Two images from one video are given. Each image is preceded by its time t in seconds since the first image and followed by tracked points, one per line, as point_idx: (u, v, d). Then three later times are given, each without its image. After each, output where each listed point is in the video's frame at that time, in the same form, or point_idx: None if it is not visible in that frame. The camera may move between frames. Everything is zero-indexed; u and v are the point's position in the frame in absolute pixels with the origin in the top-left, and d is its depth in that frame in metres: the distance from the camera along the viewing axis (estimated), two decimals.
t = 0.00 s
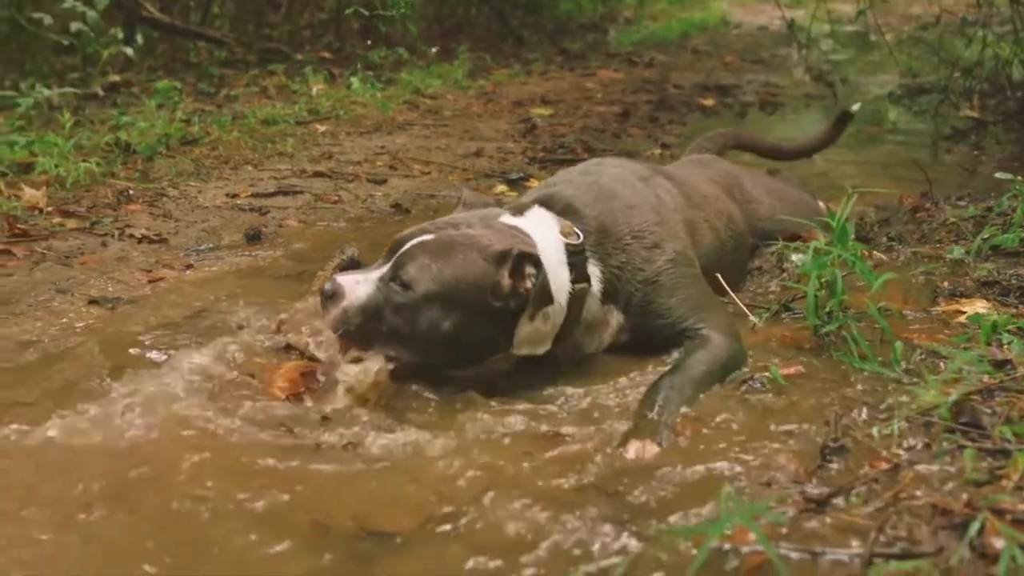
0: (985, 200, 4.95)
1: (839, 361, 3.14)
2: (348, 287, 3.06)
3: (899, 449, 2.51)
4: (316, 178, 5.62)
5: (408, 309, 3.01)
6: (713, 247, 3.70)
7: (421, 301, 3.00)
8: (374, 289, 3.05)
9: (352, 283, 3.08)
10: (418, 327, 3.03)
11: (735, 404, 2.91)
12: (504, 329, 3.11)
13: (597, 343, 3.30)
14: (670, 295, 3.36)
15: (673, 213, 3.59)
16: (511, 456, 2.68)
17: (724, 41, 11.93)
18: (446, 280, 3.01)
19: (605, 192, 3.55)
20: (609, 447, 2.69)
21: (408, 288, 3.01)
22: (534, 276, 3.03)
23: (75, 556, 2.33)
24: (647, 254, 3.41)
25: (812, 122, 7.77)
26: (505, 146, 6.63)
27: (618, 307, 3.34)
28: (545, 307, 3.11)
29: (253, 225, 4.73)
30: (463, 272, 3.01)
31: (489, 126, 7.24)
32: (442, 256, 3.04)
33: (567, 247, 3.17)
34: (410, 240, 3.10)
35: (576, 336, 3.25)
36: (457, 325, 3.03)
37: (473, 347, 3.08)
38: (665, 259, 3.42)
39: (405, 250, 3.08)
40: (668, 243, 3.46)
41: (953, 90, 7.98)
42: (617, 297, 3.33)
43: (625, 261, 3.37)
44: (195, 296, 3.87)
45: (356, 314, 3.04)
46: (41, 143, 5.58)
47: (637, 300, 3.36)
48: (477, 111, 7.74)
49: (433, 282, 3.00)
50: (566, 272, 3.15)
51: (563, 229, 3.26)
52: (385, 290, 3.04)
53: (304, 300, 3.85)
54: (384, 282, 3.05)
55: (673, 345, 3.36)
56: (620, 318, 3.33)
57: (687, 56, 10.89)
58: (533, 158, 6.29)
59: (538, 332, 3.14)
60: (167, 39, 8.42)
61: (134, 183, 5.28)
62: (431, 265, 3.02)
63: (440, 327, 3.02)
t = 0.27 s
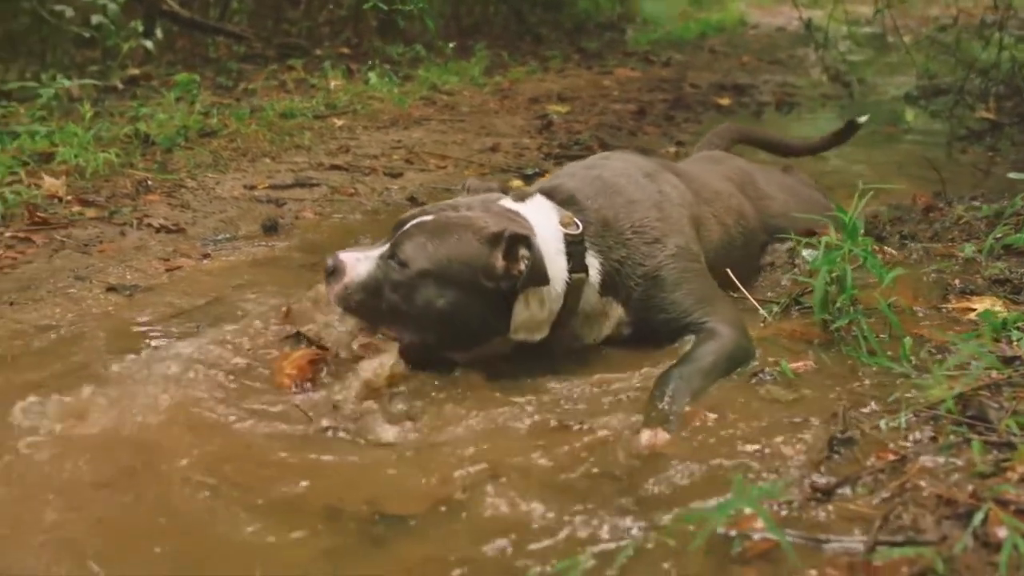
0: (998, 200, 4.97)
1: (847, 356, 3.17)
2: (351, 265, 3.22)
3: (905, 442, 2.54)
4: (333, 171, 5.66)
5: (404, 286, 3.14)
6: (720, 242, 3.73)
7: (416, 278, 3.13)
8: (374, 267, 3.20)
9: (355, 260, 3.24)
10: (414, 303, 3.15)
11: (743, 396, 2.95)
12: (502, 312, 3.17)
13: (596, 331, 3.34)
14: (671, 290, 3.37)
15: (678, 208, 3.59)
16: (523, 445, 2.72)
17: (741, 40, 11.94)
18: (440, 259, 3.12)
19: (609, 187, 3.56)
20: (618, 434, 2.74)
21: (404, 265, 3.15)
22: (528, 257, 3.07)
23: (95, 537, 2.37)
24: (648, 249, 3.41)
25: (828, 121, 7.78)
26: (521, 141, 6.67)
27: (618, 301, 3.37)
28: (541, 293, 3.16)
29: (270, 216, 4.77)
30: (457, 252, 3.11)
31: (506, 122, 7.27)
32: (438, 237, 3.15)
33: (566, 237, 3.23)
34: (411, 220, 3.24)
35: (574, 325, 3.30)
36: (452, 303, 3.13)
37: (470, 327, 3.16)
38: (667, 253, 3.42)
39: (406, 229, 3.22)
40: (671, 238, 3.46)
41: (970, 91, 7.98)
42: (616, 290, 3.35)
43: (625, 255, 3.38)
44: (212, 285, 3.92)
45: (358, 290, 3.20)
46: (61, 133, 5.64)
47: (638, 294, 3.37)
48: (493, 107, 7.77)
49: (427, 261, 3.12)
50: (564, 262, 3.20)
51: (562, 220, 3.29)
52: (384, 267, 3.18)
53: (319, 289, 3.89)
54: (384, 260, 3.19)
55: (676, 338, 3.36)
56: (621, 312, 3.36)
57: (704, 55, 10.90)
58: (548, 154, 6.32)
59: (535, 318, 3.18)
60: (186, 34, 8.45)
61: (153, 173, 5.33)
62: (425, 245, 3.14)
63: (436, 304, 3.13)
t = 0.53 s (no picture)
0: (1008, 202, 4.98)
1: (853, 353, 3.19)
2: (352, 247, 3.35)
3: (909, 437, 2.56)
4: (344, 166, 5.69)
5: (401, 268, 3.25)
6: (726, 239, 3.75)
7: (412, 261, 3.24)
8: (374, 249, 3.32)
9: (357, 241, 3.37)
10: (411, 285, 3.26)
11: (748, 392, 2.98)
12: (497, 296, 3.28)
13: (591, 326, 3.41)
14: (669, 286, 3.40)
15: (679, 204, 3.61)
16: (531, 436, 2.76)
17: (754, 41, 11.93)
18: (436, 242, 3.22)
19: (610, 182, 3.59)
20: (623, 425, 2.77)
21: (401, 248, 3.26)
22: (522, 243, 3.15)
23: (107, 524, 2.41)
24: (647, 245, 3.44)
25: (839, 123, 7.78)
26: (532, 140, 6.69)
27: (616, 296, 3.41)
28: (539, 282, 3.25)
29: (282, 210, 4.80)
30: (453, 236, 3.22)
31: (517, 121, 7.30)
32: (435, 220, 3.26)
33: (563, 227, 3.31)
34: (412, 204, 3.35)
35: (570, 317, 3.37)
36: (447, 284, 3.24)
37: (465, 308, 3.27)
38: (665, 249, 3.45)
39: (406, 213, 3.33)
40: (670, 233, 3.48)
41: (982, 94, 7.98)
42: (614, 285, 3.40)
43: (623, 251, 3.42)
44: (224, 277, 3.95)
45: (357, 271, 3.32)
46: (75, 126, 5.67)
47: (636, 290, 3.41)
48: (505, 106, 7.80)
49: (423, 244, 3.23)
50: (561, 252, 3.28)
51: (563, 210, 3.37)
52: (383, 250, 3.29)
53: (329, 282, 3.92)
54: (384, 242, 3.31)
55: (676, 333, 3.41)
56: (620, 307, 3.41)
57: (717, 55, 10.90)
58: (559, 153, 6.35)
59: (533, 308, 3.27)
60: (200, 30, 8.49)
61: (166, 167, 5.36)
62: (422, 228, 3.25)
63: (431, 285, 3.24)
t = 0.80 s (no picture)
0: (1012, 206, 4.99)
1: (857, 352, 3.22)
2: (354, 229, 3.45)
3: (910, 433, 2.58)
4: (353, 164, 5.72)
5: (398, 253, 3.35)
6: (727, 237, 3.79)
7: (407, 246, 3.33)
8: (373, 234, 3.41)
9: (357, 226, 3.47)
10: (407, 271, 3.35)
11: (750, 391, 3.00)
12: (491, 285, 3.33)
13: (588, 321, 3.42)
14: (665, 282, 3.44)
15: (679, 201, 3.65)
16: (534, 430, 2.78)
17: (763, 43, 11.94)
18: (431, 230, 3.31)
19: (610, 179, 3.63)
20: (627, 420, 2.80)
21: (397, 234, 3.35)
22: (514, 234, 3.21)
23: (116, 513, 2.44)
24: (644, 241, 3.48)
25: (847, 128, 7.79)
26: (540, 140, 6.71)
27: (614, 291, 3.45)
28: (532, 272, 3.26)
29: (290, 207, 4.84)
30: (448, 225, 3.30)
31: (525, 121, 7.32)
32: (432, 209, 3.34)
33: (559, 220, 3.35)
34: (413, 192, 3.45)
35: (567, 311, 3.39)
36: (440, 272, 3.32)
37: (458, 296, 3.35)
38: (663, 245, 3.48)
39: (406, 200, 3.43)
40: (668, 230, 3.52)
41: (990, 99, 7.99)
42: (611, 280, 3.44)
43: (621, 246, 3.45)
44: (231, 272, 3.99)
45: (357, 253, 3.42)
46: (86, 121, 5.71)
47: (633, 285, 3.45)
48: (513, 106, 7.82)
49: (419, 231, 3.32)
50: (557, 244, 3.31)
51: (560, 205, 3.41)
52: (382, 235, 3.39)
53: (335, 278, 3.96)
54: (382, 227, 3.41)
55: (674, 328, 3.45)
56: (618, 303, 3.45)
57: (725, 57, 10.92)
58: (566, 153, 6.37)
59: (527, 298, 3.28)
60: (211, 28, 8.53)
61: (176, 162, 5.40)
62: (419, 216, 3.34)
63: (426, 272, 3.33)
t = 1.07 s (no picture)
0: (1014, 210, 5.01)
1: (856, 351, 3.24)
2: (356, 211, 3.53)
3: (907, 429, 2.60)
4: (358, 162, 5.75)
5: (391, 239, 3.42)
6: (725, 234, 3.81)
7: (399, 232, 3.41)
8: (370, 219, 3.50)
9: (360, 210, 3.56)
10: (397, 257, 3.42)
11: (747, 388, 3.03)
12: (480, 274, 3.40)
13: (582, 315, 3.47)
14: (659, 275, 3.46)
15: (675, 197, 3.67)
16: (535, 423, 2.81)
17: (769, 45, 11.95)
18: (421, 219, 3.38)
19: (606, 175, 3.66)
20: (625, 414, 2.83)
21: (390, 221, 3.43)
22: (504, 227, 3.29)
23: (120, 500, 2.47)
24: (638, 235, 3.50)
25: (851, 132, 7.81)
26: (545, 140, 6.74)
27: (610, 286, 3.48)
28: (522, 261, 3.35)
29: (295, 203, 4.87)
30: (438, 215, 3.38)
31: (531, 121, 7.35)
32: (427, 198, 3.42)
33: (551, 212, 3.39)
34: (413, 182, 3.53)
35: (560, 304, 3.44)
36: (430, 259, 3.39)
37: (446, 284, 3.41)
38: (656, 240, 3.51)
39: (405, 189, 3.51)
40: (662, 224, 3.54)
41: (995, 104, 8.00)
42: (605, 273, 3.45)
43: (615, 240, 3.48)
44: (235, 266, 4.02)
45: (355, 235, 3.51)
46: (94, 117, 5.74)
47: (628, 279, 3.46)
48: (519, 107, 7.85)
49: (411, 219, 3.40)
50: (549, 235, 3.36)
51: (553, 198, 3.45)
52: (378, 220, 3.47)
53: (338, 275, 3.99)
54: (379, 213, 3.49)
55: (669, 323, 3.46)
56: (613, 297, 3.47)
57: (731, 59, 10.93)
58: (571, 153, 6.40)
59: (517, 287, 3.36)
60: (219, 26, 8.56)
61: (183, 158, 5.43)
62: (414, 204, 3.42)
63: (415, 259, 3.40)
